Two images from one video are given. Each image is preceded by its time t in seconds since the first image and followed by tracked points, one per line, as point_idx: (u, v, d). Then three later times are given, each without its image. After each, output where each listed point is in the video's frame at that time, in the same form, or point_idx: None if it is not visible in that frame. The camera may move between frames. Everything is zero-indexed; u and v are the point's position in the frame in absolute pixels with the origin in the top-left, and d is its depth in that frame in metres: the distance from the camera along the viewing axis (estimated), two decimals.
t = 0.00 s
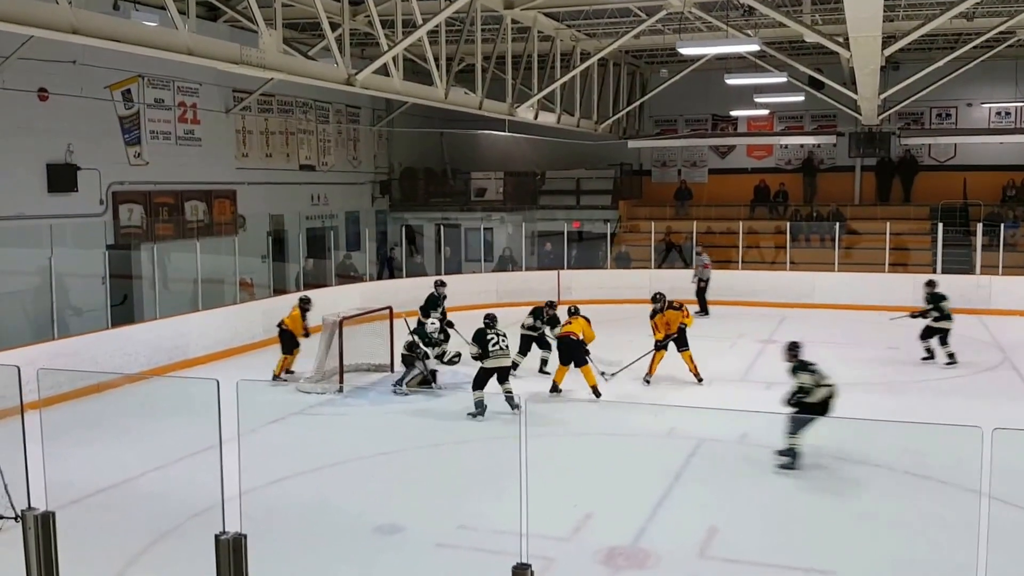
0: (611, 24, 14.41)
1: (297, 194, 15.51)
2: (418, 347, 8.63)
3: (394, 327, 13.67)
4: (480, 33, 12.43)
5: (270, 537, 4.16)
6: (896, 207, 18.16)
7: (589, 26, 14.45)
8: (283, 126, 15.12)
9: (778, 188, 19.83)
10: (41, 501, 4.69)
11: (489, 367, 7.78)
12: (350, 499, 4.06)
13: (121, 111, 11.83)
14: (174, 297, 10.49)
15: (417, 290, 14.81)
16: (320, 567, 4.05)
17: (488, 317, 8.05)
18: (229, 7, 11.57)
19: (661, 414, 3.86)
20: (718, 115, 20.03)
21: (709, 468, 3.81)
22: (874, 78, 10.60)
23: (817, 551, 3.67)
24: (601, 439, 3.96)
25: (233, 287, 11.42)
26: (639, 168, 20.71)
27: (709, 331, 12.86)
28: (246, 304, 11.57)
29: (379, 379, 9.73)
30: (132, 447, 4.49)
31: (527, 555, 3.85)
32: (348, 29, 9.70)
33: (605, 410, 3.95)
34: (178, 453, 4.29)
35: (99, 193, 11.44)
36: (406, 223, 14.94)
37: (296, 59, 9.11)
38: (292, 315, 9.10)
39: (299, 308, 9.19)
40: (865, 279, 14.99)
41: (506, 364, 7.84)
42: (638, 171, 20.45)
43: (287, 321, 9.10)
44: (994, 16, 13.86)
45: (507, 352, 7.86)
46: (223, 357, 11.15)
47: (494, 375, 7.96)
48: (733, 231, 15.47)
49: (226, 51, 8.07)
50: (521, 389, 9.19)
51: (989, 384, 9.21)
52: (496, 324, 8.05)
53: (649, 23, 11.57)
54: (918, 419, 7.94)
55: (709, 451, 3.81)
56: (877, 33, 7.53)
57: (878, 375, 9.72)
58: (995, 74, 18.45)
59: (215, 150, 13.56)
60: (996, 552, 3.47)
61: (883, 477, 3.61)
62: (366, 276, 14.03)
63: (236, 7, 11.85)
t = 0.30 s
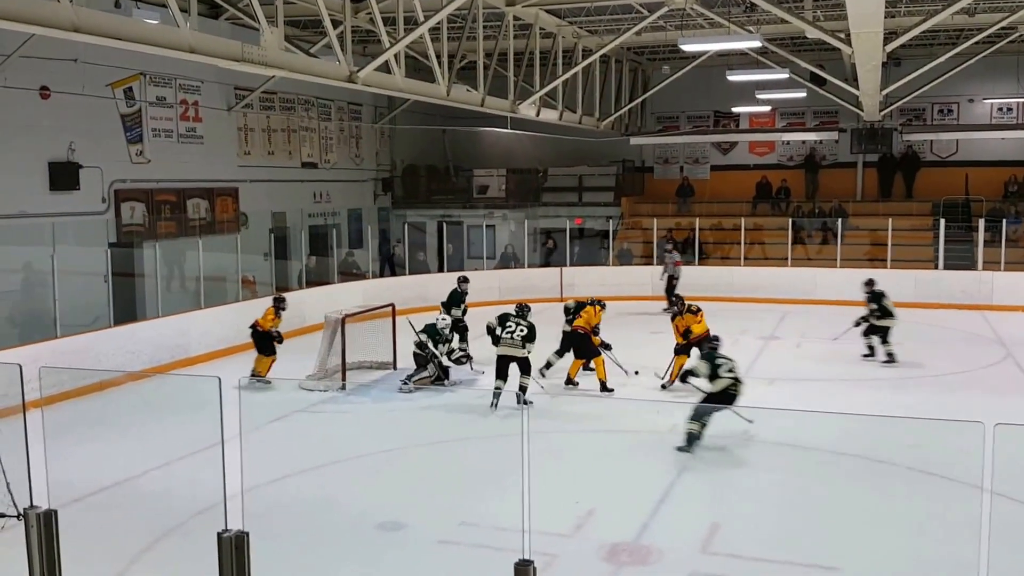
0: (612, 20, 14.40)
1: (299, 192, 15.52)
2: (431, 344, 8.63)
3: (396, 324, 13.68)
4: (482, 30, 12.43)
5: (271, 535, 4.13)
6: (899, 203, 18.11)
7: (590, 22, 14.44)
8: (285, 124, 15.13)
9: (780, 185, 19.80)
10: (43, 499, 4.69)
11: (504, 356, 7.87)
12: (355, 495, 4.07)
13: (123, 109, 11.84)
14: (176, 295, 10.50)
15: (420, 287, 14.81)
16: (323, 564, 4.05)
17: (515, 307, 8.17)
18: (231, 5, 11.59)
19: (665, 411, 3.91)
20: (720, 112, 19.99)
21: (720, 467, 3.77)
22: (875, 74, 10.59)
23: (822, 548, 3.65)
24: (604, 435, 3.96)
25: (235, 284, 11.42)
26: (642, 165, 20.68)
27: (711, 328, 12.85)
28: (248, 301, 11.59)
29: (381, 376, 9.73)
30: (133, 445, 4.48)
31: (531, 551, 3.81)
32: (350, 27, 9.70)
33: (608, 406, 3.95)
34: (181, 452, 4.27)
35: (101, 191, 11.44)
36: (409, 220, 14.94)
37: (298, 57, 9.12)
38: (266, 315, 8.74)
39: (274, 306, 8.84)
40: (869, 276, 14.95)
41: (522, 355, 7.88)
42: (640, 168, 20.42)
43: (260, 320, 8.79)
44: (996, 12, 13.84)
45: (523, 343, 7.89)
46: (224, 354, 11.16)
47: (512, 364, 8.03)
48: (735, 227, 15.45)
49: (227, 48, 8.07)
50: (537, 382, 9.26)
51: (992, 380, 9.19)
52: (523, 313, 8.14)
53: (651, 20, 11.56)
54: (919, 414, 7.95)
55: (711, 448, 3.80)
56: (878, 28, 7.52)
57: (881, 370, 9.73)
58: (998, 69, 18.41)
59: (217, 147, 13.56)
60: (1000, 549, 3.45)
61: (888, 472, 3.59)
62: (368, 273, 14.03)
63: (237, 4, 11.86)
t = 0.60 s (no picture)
0: (615, 18, 14.38)
1: (303, 190, 15.54)
2: (448, 344, 8.69)
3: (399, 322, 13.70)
4: (485, 28, 12.42)
5: (274, 533, 4.12)
6: (902, 201, 18.10)
7: (593, 20, 14.44)
8: (289, 122, 15.14)
9: (783, 182, 19.79)
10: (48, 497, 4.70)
11: (521, 350, 7.97)
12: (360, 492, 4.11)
13: (127, 108, 11.85)
14: (181, 295, 10.53)
15: (423, 285, 14.83)
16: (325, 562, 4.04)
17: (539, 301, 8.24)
18: (235, 5, 11.61)
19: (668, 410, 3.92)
20: (724, 109, 19.97)
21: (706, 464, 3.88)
22: (879, 71, 10.57)
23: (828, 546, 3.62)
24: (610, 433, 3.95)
25: (239, 283, 11.44)
26: (644, 163, 20.66)
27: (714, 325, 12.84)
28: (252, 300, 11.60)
29: (385, 374, 9.74)
30: (136, 441, 4.50)
31: (533, 548, 3.83)
32: (352, 25, 9.68)
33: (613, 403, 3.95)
34: (188, 448, 4.36)
35: (106, 189, 11.47)
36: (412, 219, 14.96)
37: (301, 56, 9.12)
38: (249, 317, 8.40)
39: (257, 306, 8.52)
40: (872, 272, 14.94)
41: (539, 349, 7.95)
42: (643, 165, 20.41)
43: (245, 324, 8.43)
44: (1001, 8, 13.80)
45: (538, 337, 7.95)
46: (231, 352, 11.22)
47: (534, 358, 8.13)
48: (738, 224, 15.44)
49: (231, 47, 8.08)
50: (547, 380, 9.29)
51: (995, 377, 9.19)
52: (547, 309, 8.16)
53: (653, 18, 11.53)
54: (924, 412, 7.94)
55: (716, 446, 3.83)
56: (882, 26, 7.50)
57: (884, 368, 9.72)
58: (1001, 66, 18.38)
59: (221, 147, 13.59)
60: (1006, 548, 3.44)
61: (893, 470, 3.57)
62: (372, 271, 14.05)
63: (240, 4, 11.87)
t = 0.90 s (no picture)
0: (619, 16, 14.35)
1: (307, 189, 15.55)
2: (453, 342, 8.68)
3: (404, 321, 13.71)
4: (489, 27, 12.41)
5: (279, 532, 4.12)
6: (908, 199, 18.06)
7: (597, 19, 14.42)
8: (293, 122, 15.17)
9: (789, 180, 19.76)
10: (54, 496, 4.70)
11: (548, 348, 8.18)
12: (358, 492, 4.02)
13: (133, 108, 11.86)
14: (186, 294, 10.54)
15: (427, 284, 14.84)
16: (331, 559, 4.05)
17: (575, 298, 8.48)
18: (239, 4, 11.63)
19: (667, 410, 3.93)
20: (728, 107, 19.94)
21: (713, 463, 3.82)
22: (884, 69, 10.54)
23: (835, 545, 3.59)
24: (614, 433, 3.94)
25: (245, 283, 11.46)
26: (649, 161, 20.63)
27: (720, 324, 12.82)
28: (257, 299, 11.62)
29: (390, 373, 9.75)
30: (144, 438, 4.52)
31: (537, 548, 3.84)
32: (357, 24, 9.68)
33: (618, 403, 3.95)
34: (191, 447, 4.32)
35: (111, 188, 11.49)
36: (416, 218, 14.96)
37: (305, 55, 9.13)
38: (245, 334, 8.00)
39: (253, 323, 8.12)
40: (877, 271, 14.92)
41: (565, 346, 8.14)
42: (648, 164, 20.38)
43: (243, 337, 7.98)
44: (1007, 6, 13.76)
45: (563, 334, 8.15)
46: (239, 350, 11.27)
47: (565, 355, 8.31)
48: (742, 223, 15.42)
49: (237, 47, 8.10)
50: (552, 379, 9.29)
51: (1002, 376, 9.18)
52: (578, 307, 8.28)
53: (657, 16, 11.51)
54: (929, 411, 7.91)
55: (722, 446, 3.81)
56: (887, 23, 7.48)
57: (890, 367, 9.70)
58: (1007, 64, 18.33)
59: (226, 146, 13.62)
60: (1012, 547, 3.42)
61: (896, 470, 3.54)
62: (376, 270, 14.06)
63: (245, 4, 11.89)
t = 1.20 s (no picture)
0: (625, 15, 14.32)
1: (313, 189, 15.58)
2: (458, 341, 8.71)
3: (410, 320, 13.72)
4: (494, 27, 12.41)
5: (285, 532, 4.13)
6: (915, 198, 18.01)
7: (603, 18, 14.40)
8: (300, 122, 15.20)
9: (795, 179, 19.73)
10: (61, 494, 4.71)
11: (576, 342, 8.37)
12: (365, 490, 4.06)
13: (140, 108, 11.90)
14: (194, 294, 10.56)
15: (433, 283, 14.86)
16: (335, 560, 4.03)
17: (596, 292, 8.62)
18: (246, 5, 11.66)
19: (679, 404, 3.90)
20: (735, 106, 19.91)
21: (720, 464, 3.79)
22: (891, 67, 10.51)
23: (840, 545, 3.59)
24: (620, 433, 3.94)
25: (251, 282, 11.48)
26: (655, 160, 20.60)
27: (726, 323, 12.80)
28: (264, 298, 11.65)
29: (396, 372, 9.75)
30: (146, 439, 4.52)
31: (546, 548, 3.82)
32: (363, 23, 9.69)
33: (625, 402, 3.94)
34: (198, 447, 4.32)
35: (119, 187, 11.52)
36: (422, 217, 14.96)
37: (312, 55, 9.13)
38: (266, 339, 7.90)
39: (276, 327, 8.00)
40: (884, 269, 14.87)
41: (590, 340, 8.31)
42: (654, 163, 20.36)
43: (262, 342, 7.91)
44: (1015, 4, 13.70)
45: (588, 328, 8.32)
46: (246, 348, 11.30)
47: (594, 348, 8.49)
48: (749, 222, 15.40)
49: (245, 47, 8.12)
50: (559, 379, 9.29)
51: (1009, 376, 9.16)
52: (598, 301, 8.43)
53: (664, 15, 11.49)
54: (937, 412, 7.88)
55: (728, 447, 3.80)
56: (895, 22, 7.46)
57: (896, 367, 9.67)
58: (1015, 63, 18.26)
59: (234, 146, 13.66)
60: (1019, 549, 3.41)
61: (900, 469, 3.55)
62: (382, 269, 14.07)
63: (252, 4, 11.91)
